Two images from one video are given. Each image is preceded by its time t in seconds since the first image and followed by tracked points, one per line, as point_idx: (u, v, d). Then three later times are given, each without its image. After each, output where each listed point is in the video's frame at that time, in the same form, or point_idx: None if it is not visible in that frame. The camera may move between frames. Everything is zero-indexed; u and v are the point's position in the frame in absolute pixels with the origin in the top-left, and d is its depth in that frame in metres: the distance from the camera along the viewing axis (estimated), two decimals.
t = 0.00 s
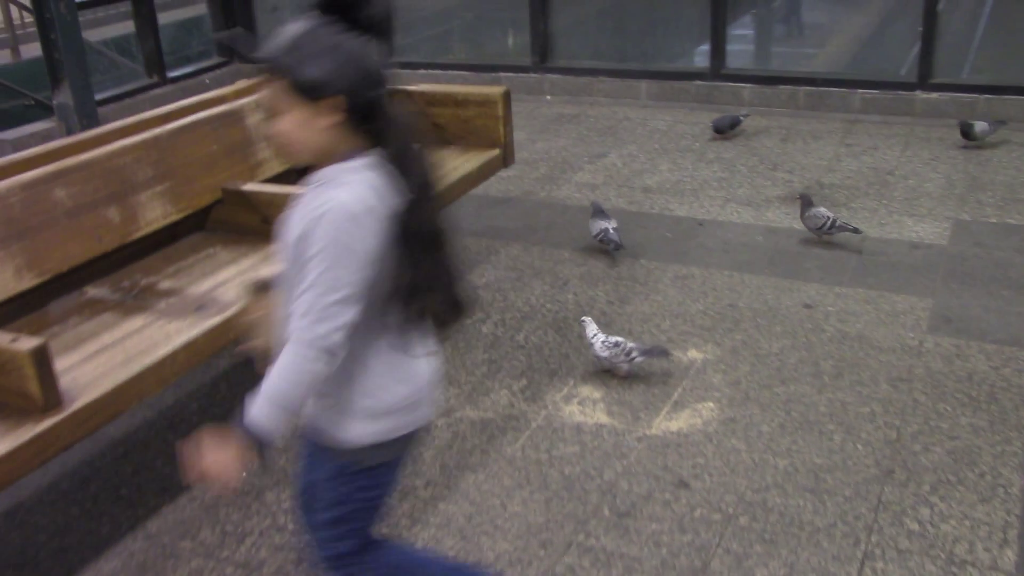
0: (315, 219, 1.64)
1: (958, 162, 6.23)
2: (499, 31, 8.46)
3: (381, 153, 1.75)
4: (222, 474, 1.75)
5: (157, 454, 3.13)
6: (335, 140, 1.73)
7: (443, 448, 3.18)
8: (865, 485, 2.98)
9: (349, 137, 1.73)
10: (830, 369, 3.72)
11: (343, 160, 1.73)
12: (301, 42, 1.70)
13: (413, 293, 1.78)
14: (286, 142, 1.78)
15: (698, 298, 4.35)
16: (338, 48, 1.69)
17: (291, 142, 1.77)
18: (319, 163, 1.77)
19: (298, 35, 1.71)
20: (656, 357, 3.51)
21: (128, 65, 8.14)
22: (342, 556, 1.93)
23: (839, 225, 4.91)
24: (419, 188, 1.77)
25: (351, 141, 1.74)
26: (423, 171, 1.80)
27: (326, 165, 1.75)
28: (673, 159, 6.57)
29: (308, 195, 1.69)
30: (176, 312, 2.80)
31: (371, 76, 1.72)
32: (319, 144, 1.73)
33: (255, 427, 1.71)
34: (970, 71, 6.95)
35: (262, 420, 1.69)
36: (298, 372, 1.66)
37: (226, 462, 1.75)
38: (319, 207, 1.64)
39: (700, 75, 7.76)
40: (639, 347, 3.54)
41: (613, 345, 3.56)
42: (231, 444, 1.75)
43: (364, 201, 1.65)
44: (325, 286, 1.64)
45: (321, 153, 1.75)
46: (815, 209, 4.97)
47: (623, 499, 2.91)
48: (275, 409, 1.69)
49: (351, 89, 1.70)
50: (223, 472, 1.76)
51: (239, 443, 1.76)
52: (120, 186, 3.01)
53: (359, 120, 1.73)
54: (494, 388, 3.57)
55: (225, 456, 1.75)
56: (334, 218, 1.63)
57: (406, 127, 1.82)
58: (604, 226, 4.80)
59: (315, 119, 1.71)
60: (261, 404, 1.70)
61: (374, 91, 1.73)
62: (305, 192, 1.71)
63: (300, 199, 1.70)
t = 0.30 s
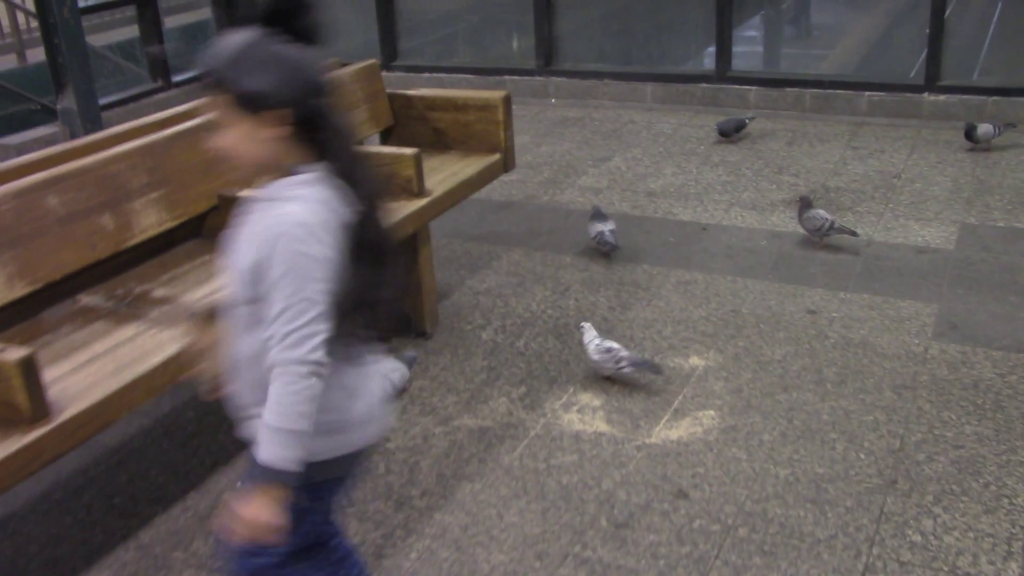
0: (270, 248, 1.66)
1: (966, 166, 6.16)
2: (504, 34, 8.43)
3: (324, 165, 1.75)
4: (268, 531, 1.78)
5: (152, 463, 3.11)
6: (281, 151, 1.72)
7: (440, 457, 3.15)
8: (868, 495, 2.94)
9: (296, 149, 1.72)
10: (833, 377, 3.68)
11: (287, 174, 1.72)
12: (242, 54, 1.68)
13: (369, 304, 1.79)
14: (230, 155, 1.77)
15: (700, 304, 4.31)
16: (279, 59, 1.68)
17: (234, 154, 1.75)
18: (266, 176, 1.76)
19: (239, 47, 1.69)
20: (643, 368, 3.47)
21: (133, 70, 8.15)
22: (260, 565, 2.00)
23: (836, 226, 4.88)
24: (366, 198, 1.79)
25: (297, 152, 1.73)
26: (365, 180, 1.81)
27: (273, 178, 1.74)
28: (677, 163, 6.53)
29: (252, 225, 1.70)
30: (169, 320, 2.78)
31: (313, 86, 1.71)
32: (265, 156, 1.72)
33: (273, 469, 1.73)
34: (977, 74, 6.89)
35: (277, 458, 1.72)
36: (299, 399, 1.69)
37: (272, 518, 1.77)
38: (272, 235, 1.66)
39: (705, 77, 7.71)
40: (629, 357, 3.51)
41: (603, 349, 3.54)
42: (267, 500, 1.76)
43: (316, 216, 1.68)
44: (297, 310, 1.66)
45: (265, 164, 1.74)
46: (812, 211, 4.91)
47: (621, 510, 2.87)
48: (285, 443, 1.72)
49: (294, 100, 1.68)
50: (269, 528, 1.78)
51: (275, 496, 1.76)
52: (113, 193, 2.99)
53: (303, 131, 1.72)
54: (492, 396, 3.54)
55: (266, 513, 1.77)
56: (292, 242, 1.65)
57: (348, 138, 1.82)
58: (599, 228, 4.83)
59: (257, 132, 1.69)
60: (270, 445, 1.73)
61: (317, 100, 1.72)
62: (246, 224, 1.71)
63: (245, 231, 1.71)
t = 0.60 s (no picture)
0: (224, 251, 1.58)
1: (968, 167, 6.12)
2: (505, 36, 8.41)
3: (265, 166, 1.68)
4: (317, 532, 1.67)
5: (142, 470, 3.08)
6: (214, 157, 1.65)
7: (433, 465, 3.11)
8: (865, 503, 2.90)
9: (230, 154, 1.65)
10: (831, 382, 3.63)
11: (225, 178, 1.65)
12: (169, 55, 1.61)
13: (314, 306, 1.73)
14: (161, 163, 1.69)
15: (699, 308, 4.27)
16: (210, 59, 1.60)
17: (163, 161, 1.67)
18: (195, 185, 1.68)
19: (167, 47, 1.62)
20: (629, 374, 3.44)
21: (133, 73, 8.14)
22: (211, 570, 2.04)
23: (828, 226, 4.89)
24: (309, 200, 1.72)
25: (231, 158, 1.66)
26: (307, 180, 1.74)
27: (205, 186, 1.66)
28: (678, 165, 6.49)
29: (196, 237, 1.61)
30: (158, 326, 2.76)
31: (248, 83, 1.64)
32: (196, 162, 1.65)
33: (298, 476, 1.63)
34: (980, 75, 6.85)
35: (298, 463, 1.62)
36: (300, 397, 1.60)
37: (316, 518, 1.66)
38: (225, 238, 1.58)
39: (706, 79, 7.67)
40: (615, 362, 3.48)
41: (591, 353, 3.55)
42: (302, 505, 1.65)
43: (264, 210, 1.62)
44: (268, 310, 1.59)
45: (196, 172, 1.66)
46: (805, 211, 4.94)
47: (615, 518, 2.84)
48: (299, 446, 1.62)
49: (228, 99, 1.61)
50: (317, 529, 1.67)
51: (307, 498, 1.66)
52: (103, 198, 2.96)
53: (237, 132, 1.65)
54: (487, 402, 3.51)
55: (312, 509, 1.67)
56: (247, 239, 1.58)
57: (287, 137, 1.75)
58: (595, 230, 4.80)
59: (188, 135, 1.62)
60: (284, 452, 1.62)
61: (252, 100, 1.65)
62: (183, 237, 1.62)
63: (186, 244, 1.61)
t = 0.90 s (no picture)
0: (173, 254, 1.53)
1: (972, 169, 6.06)
2: (507, 38, 8.38)
3: (197, 172, 1.65)
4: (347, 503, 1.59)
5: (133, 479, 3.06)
6: (146, 164, 1.61)
7: (426, 473, 3.08)
8: (863, 512, 2.86)
9: (162, 160, 1.62)
10: (831, 389, 3.59)
11: (160, 184, 1.62)
12: (92, 61, 1.56)
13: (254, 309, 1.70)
14: (91, 173, 1.65)
15: (698, 312, 4.24)
16: (136, 64, 1.56)
17: (93, 171, 1.64)
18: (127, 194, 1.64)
19: (90, 54, 1.58)
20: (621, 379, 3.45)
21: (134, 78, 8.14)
22: None
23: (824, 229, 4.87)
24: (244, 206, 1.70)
25: (163, 164, 1.62)
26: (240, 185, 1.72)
27: (140, 193, 1.62)
28: (680, 168, 6.45)
29: (140, 246, 1.55)
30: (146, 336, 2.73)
31: (177, 87, 1.60)
32: (127, 170, 1.61)
33: (305, 461, 1.56)
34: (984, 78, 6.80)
35: (304, 450, 1.55)
36: (285, 385, 1.55)
37: (341, 490, 1.59)
38: (174, 240, 1.54)
39: (709, 81, 7.63)
40: (608, 365, 3.49)
41: (585, 356, 3.56)
42: (323, 482, 1.58)
43: (205, 209, 1.59)
44: (228, 307, 1.54)
45: (128, 180, 1.62)
46: (800, 212, 4.89)
47: (609, 527, 2.81)
48: (298, 436, 1.56)
49: (156, 105, 1.58)
50: (346, 500, 1.59)
51: (324, 475, 1.59)
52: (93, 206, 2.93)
53: (167, 138, 1.61)
54: (482, 409, 3.48)
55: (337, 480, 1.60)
56: (194, 238, 1.54)
57: (216, 142, 1.71)
58: (593, 230, 4.80)
59: (116, 142, 1.58)
60: (286, 442, 1.55)
61: (180, 105, 1.62)
62: (123, 249, 1.56)
63: (128, 255, 1.55)
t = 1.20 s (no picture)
0: (93, 271, 1.58)
1: (982, 174, 5.97)
2: (513, 43, 8.34)
3: (97, 196, 1.68)
4: (346, 444, 1.72)
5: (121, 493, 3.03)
6: (44, 188, 1.64)
7: (417, 487, 3.04)
8: (861, 528, 2.80)
9: (61, 184, 1.65)
10: (832, 400, 3.52)
11: (61, 209, 1.65)
12: None
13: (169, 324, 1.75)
14: None
15: (700, 321, 4.18)
16: (24, 88, 1.59)
17: None
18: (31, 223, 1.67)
19: None
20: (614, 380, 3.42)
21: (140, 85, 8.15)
22: None
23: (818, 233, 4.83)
24: (146, 229, 1.74)
25: (62, 188, 1.66)
26: (134, 208, 1.74)
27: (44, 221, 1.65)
28: (685, 173, 6.39)
29: (58, 272, 1.58)
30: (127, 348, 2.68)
31: (71, 109, 1.62)
32: (27, 195, 1.64)
33: (274, 437, 1.63)
34: (995, 81, 6.71)
35: (275, 422, 1.62)
36: (232, 370, 1.61)
37: (334, 437, 1.71)
38: (93, 258, 1.58)
39: (717, 85, 7.56)
40: (600, 369, 3.47)
41: (577, 363, 3.54)
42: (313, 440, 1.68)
43: (115, 227, 1.64)
44: (157, 314, 1.60)
45: (30, 208, 1.65)
46: (795, 216, 4.86)
47: (600, 543, 2.76)
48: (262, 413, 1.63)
49: (46, 128, 1.60)
50: (343, 443, 1.72)
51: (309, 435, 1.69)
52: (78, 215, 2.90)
53: (63, 163, 1.64)
54: (476, 421, 3.43)
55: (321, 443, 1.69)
56: (112, 254, 1.59)
57: (117, 166, 1.74)
58: (594, 234, 4.74)
59: (12, 168, 1.61)
60: (252, 424, 1.61)
61: (75, 128, 1.63)
62: (40, 279, 1.59)
63: (46, 281, 1.59)
